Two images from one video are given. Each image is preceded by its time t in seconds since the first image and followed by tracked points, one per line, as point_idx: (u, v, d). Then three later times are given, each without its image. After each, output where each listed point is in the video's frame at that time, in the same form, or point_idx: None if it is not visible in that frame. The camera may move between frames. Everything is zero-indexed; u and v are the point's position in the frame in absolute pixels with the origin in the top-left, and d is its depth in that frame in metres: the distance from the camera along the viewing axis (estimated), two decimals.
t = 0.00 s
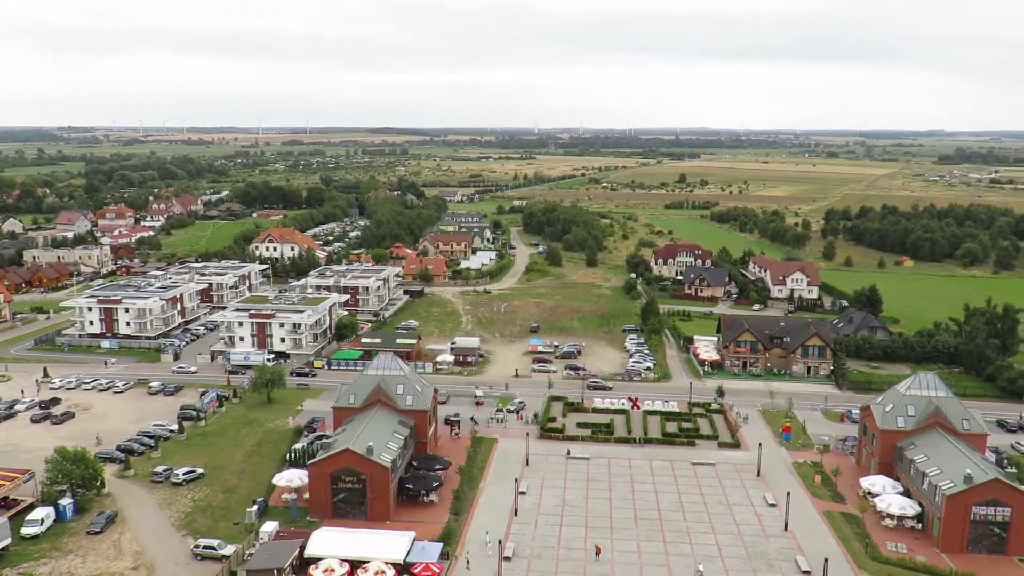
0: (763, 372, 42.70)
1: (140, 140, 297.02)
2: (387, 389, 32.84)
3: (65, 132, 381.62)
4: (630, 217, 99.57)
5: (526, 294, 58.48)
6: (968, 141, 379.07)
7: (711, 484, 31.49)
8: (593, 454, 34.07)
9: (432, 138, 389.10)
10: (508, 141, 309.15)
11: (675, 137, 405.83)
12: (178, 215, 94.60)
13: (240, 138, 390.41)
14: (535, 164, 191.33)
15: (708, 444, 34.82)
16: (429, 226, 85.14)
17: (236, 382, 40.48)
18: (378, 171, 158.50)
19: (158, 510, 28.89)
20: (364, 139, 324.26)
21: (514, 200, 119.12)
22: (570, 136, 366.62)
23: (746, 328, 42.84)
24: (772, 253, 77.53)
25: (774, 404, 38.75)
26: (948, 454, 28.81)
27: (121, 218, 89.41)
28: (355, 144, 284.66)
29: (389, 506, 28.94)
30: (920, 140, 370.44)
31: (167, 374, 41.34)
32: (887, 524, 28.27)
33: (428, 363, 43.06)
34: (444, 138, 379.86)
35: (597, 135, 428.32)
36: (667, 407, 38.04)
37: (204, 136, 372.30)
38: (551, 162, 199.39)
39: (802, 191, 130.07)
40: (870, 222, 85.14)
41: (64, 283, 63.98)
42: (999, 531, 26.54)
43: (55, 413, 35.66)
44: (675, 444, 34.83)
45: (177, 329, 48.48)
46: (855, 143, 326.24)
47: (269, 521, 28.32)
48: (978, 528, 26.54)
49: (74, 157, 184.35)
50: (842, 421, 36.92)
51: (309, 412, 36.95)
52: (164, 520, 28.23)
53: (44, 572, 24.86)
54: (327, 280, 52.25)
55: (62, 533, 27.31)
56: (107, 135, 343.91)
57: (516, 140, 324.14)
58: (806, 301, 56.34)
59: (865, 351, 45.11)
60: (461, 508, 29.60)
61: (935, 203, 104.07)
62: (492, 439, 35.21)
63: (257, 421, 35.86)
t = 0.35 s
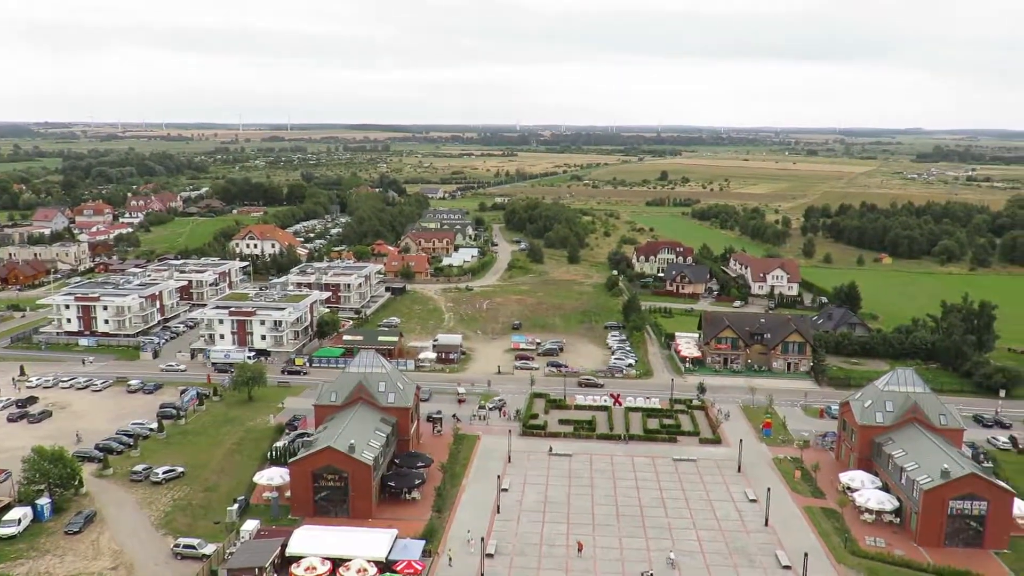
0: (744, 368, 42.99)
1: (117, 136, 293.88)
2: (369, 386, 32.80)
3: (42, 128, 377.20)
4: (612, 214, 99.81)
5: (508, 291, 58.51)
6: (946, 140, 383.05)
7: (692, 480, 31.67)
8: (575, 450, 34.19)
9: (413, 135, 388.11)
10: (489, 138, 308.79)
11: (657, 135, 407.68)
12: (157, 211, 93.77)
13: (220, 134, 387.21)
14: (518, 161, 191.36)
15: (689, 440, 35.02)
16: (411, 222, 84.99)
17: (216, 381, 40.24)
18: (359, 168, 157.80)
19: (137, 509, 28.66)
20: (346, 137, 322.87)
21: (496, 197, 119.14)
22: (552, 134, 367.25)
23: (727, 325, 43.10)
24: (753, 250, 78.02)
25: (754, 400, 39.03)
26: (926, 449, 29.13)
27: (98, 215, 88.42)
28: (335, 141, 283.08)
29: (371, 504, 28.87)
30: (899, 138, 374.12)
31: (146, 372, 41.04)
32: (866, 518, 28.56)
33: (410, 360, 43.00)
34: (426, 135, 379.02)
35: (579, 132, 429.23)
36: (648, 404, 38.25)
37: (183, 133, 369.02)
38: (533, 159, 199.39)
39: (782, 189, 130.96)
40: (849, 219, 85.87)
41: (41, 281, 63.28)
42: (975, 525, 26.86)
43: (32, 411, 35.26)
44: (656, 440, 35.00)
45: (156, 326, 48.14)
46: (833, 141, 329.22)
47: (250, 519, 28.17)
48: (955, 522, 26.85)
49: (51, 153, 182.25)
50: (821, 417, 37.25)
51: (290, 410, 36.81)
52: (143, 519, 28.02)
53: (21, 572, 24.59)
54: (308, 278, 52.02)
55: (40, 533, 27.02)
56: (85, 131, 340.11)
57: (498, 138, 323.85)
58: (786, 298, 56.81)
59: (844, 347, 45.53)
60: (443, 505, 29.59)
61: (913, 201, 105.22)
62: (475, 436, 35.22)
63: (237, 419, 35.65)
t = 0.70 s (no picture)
0: (726, 366, 43.25)
1: (97, 133, 290.71)
2: (352, 385, 32.74)
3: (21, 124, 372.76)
4: (595, 212, 100.02)
5: (491, 289, 58.51)
6: (927, 140, 386.39)
7: (674, 478, 31.83)
8: (559, 448, 34.28)
9: (398, 133, 386.82)
10: (473, 136, 308.15)
11: (641, 134, 408.73)
12: (137, 209, 92.94)
13: (202, 131, 384.09)
14: (502, 159, 191.30)
15: (672, 438, 35.20)
16: (395, 221, 84.79)
17: (197, 379, 39.99)
18: (342, 166, 157.27)
19: (118, 509, 28.44)
20: (329, 134, 321.03)
21: (480, 195, 119.10)
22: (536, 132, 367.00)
23: (709, 323, 43.33)
24: (735, 249, 78.43)
25: (736, 398, 39.27)
26: (905, 446, 29.42)
27: (78, 212, 87.72)
28: (318, 139, 281.43)
29: (353, 503, 28.79)
30: (880, 138, 377.42)
31: (126, 371, 40.73)
32: (846, 515, 28.80)
33: (393, 359, 42.92)
34: (410, 133, 377.63)
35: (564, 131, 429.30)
36: (631, 402, 38.41)
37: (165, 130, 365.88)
38: (517, 157, 199.43)
39: (765, 188, 131.73)
40: (831, 218, 86.52)
41: (19, 278, 62.59)
42: (953, 521, 27.16)
43: (11, 411, 34.90)
44: (639, 438, 35.15)
45: (136, 325, 47.78)
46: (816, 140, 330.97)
47: (231, 519, 28.00)
48: (933, 518, 27.14)
49: (28, 149, 180.05)
50: (802, 414, 37.55)
51: (272, 409, 36.66)
52: (124, 519, 27.80)
53: None
54: (290, 276, 51.80)
55: (18, 534, 26.73)
56: (64, 128, 336.44)
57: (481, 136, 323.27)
58: (768, 296, 57.22)
59: (825, 345, 45.89)
60: (427, 504, 29.55)
61: (893, 200, 106.28)
62: (458, 434, 35.22)
63: (219, 418, 35.45)
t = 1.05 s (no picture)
0: (710, 361, 43.49)
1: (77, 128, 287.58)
2: (337, 381, 32.69)
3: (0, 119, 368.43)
4: (580, 208, 100.18)
5: (476, 285, 58.51)
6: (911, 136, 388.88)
7: (659, 472, 31.99)
8: (544, 444, 34.36)
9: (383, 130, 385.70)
10: (457, 132, 307.42)
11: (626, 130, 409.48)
12: (118, 205, 92.18)
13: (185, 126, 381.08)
14: (487, 155, 191.17)
15: (656, 433, 35.37)
16: (379, 216, 84.60)
17: (181, 376, 39.79)
18: (326, 161, 156.64)
19: (100, 507, 28.26)
20: (313, 130, 319.38)
21: (464, 191, 119.04)
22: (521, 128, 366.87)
23: (694, 318, 43.53)
24: (719, 244, 78.80)
25: (720, 393, 39.50)
26: (887, 439, 29.70)
27: (58, 208, 86.90)
28: (301, 134, 279.81)
29: (339, 499, 28.74)
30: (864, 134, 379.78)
31: (109, 368, 40.48)
32: (829, 508, 29.04)
33: (378, 355, 42.85)
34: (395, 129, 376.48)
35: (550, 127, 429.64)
36: (616, 397, 38.54)
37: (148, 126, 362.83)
38: (501, 153, 199.41)
39: (748, 183, 132.38)
40: (813, 214, 87.09)
41: None
42: (934, 514, 27.44)
43: None
44: (624, 433, 35.29)
45: (118, 322, 47.46)
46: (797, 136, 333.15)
47: (215, 516, 27.87)
48: (915, 511, 27.42)
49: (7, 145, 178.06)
50: (786, 409, 37.82)
51: (257, 405, 36.54)
52: (106, 517, 27.62)
53: None
54: (274, 272, 51.58)
55: None
56: (45, 123, 332.87)
57: (466, 132, 322.68)
58: (751, 291, 57.55)
59: (808, 340, 46.21)
60: (412, 500, 29.55)
61: (874, 195, 107.17)
62: (443, 430, 35.24)
63: (202, 415, 35.30)
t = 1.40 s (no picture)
0: (699, 352, 43.66)
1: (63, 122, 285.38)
2: (326, 375, 32.66)
3: None
4: (569, 200, 100.16)
5: (465, 278, 58.48)
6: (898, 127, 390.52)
7: (649, 463, 32.12)
8: (534, 435, 34.45)
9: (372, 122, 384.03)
10: (446, 124, 306.52)
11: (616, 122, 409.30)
12: (104, 199, 91.57)
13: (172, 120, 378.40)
14: (476, 147, 190.75)
15: (645, 424, 35.50)
16: (367, 210, 84.41)
17: (170, 371, 39.67)
18: (314, 154, 156.02)
19: (90, 503, 28.17)
20: (302, 123, 317.80)
21: (452, 183, 118.81)
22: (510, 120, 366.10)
23: (683, 310, 43.68)
24: (707, 236, 79.00)
25: (709, 384, 39.67)
26: (874, 429, 29.90)
27: (44, 202, 86.25)
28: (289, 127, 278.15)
29: (329, 493, 28.74)
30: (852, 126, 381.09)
31: (97, 363, 40.31)
32: (817, 498, 29.24)
33: (368, 348, 42.80)
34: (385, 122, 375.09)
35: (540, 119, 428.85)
36: (605, 389, 38.66)
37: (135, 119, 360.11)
38: (490, 146, 199.02)
39: (736, 175, 132.58)
40: (802, 205, 87.35)
41: None
42: (921, 502, 27.69)
43: None
44: (614, 424, 35.42)
45: (106, 317, 47.22)
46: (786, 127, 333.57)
47: (205, 510, 27.82)
48: (902, 500, 27.64)
49: None
50: (774, 399, 38.03)
51: (246, 400, 36.46)
52: (95, 513, 27.54)
53: None
54: (263, 266, 51.40)
55: None
56: (30, 116, 329.79)
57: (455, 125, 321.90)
58: (740, 283, 57.73)
59: (796, 330, 46.44)
60: (403, 492, 29.61)
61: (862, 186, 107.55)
62: (433, 423, 35.28)
63: (191, 410, 35.21)
